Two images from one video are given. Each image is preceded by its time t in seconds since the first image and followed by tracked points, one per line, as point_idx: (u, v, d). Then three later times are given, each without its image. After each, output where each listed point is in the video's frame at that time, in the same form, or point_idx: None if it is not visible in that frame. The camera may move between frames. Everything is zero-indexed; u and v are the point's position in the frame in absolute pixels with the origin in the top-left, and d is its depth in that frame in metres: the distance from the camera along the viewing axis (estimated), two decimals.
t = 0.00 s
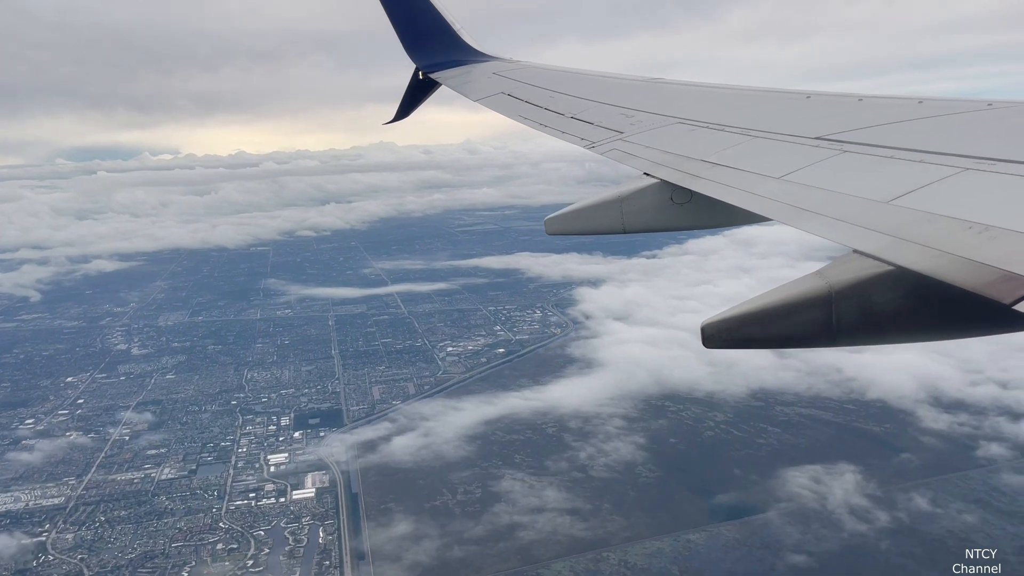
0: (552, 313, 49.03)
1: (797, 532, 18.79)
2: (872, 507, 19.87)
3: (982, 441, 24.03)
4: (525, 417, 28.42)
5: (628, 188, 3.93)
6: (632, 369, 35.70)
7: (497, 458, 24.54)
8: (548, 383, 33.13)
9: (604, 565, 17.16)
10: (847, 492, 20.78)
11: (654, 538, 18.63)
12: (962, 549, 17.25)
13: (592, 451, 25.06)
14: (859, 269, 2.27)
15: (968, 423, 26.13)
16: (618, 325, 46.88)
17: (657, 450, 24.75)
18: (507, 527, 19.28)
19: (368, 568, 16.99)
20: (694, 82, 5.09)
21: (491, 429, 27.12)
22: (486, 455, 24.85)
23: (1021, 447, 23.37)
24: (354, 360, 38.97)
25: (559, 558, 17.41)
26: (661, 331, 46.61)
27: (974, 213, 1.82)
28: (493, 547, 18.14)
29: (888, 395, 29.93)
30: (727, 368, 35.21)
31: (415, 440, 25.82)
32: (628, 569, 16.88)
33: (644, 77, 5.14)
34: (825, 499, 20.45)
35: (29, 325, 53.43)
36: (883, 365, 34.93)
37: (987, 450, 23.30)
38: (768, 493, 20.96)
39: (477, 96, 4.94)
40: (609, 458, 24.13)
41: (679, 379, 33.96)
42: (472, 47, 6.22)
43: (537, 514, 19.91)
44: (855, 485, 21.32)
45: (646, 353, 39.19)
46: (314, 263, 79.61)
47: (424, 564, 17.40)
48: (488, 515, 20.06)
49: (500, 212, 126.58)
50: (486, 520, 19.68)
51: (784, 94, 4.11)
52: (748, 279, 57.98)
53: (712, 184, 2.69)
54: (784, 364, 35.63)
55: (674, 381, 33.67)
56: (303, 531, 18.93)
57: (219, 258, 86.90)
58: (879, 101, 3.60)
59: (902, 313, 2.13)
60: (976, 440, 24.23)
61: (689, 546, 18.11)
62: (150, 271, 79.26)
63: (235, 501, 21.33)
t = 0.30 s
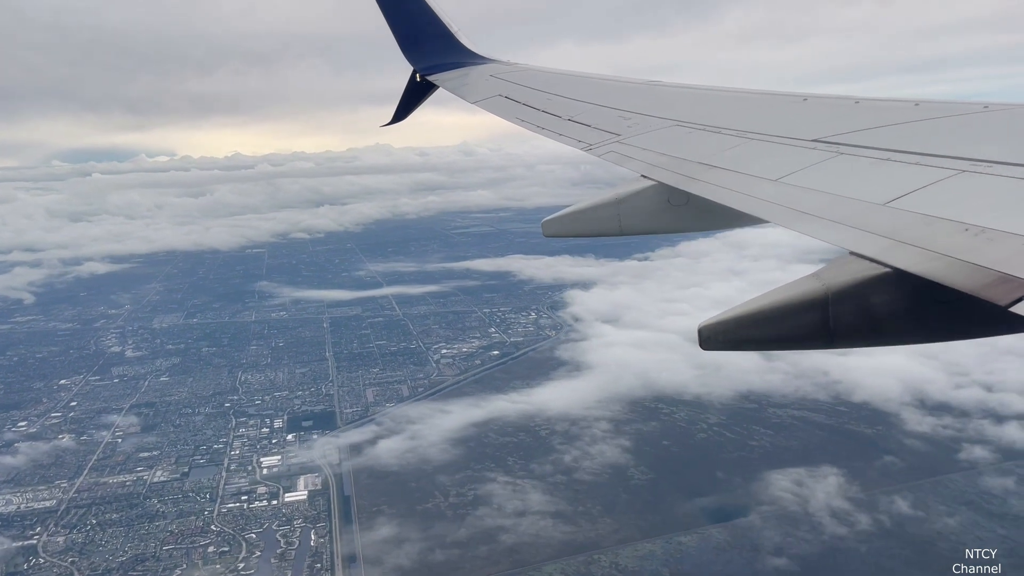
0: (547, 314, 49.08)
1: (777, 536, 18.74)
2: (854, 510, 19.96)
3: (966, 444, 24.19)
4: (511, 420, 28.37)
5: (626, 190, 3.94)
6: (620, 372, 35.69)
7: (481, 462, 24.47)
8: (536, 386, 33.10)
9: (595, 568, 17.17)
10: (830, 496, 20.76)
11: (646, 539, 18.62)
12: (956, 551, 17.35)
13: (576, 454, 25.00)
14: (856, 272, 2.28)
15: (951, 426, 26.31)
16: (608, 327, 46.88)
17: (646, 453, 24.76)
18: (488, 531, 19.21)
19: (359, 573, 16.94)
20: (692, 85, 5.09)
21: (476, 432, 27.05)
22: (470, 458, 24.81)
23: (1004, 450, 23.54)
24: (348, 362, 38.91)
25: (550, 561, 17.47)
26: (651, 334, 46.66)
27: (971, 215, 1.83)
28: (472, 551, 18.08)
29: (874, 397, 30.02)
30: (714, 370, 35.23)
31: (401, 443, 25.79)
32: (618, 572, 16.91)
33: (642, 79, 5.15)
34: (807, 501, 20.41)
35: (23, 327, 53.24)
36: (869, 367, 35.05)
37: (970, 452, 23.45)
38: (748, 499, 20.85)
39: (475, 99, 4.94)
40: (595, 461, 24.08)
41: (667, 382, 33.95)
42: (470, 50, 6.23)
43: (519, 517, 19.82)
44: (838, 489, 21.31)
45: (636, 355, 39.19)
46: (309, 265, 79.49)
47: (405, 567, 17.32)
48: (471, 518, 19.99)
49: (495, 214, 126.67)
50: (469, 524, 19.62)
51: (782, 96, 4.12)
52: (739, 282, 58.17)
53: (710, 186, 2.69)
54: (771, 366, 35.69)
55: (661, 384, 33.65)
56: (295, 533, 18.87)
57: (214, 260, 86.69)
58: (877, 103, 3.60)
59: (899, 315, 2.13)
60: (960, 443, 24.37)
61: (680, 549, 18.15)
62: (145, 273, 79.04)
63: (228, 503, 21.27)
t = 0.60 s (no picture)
0: (539, 316, 49.13)
1: (758, 539, 18.72)
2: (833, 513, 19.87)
3: (948, 446, 24.38)
4: (497, 422, 28.32)
5: (622, 193, 3.95)
6: (608, 374, 35.70)
7: (464, 464, 24.40)
8: (524, 388, 33.09)
9: (585, 569, 17.19)
10: (810, 498, 20.70)
11: (636, 541, 18.62)
12: (944, 553, 17.48)
13: (558, 457, 24.92)
14: (850, 274, 2.29)
15: (933, 428, 26.57)
16: (597, 330, 46.94)
17: (636, 455, 24.76)
18: (466, 534, 19.14)
19: None
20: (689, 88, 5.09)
21: (461, 434, 26.99)
22: (457, 459, 24.79)
23: (985, 452, 23.78)
24: (341, 364, 38.82)
25: (540, 563, 17.50)
26: (641, 335, 46.72)
27: (966, 218, 1.84)
28: (451, 554, 18.03)
29: (858, 399, 30.16)
30: (701, 373, 35.28)
31: (385, 446, 25.75)
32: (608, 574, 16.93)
33: (638, 82, 5.17)
34: (787, 503, 20.33)
35: (15, 329, 52.91)
36: (854, 370, 35.25)
37: (951, 455, 23.67)
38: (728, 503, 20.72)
39: (472, 100, 4.93)
40: (576, 463, 23.98)
41: (653, 384, 33.98)
42: (466, 51, 6.22)
43: (499, 521, 19.72)
44: (816, 491, 21.22)
45: (624, 358, 39.23)
46: (302, 266, 79.25)
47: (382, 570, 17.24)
48: (450, 522, 19.91)
49: (488, 215, 126.74)
50: (449, 527, 19.51)
51: (778, 99, 4.13)
52: (728, 285, 58.45)
53: (705, 189, 2.70)
54: (758, 369, 35.76)
55: (647, 386, 33.65)
56: (285, 536, 18.87)
57: (207, 262, 86.34)
58: (873, 106, 3.61)
59: (895, 318, 2.14)
60: (942, 445, 24.59)
61: (671, 551, 18.19)
62: (138, 275, 78.61)
63: (218, 506, 21.19)
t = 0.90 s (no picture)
0: (531, 318, 49.13)
1: (742, 542, 18.71)
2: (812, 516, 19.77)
3: (929, 449, 24.63)
4: (483, 424, 28.26)
5: (618, 195, 3.95)
6: (597, 376, 35.71)
7: (447, 467, 24.30)
8: (515, 391, 33.08)
9: (575, 571, 17.21)
10: (789, 500, 20.64)
11: (626, 542, 18.66)
12: (933, 555, 17.56)
13: (543, 460, 24.88)
14: (846, 275, 2.30)
15: (915, 430, 26.76)
16: (586, 332, 46.96)
17: (629, 456, 24.78)
18: (449, 537, 19.06)
19: None
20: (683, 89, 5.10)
21: (446, 436, 26.92)
22: (444, 462, 24.73)
23: (966, 454, 23.95)
24: (334, 366, 38.73)
25: (530, 565, 17.53)
26: (630, 337, 46.79)
27: (960, 219, 1.85)
28: (431, 557, 17.91)
29: (842, 401, 30.26)
30: (691, 375, 35.35)
31: (371, 449, 25.72)
32: None
33: (633, 83, 5.17)
34: (769, 507, 20.35)
35: (7, 331, 52.59)
36: (841, 372, 35.40)
37: (932, 458, 23.82)
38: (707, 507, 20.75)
39: (467, 102, 4.93)
40: (562, 466, 23.97)
41: (640, 387, 33.99)
42: (462, 52, 6.23)
43: (482, 525, 19.70)
44: (798, 492, 21.18)
45: (613, 360, 39.25)
46: (297, 268, 79.05)
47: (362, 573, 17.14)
48: (434, 525, 19.85)
49: (482, 217, 126.75)
50: (431, 530, 19.45)
51: (773, 101, 4.15)
52: (717, 287, 58.61)
53: (700, 189, 2.71)
54: (746, 371, 35.87)
55: (633, 388, 33.65)
56: (275, 538, 18.85)
57: (201, 264, 86.00)
58: (868, 108, 3.63)
59: (890, 319, 2.15)
60: (923, 448, 24.75)
61: (660, 552, 18.22)
62: (132, 276, 78.27)
63: (209, 508, 21.10)
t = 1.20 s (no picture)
0: (524, 320, 49.13)
1: (720, 545, 18.71)
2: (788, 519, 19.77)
3: (911, 451, 24.78)
4: (468, 427, 28.21)
5: (614, 196, 3.95)
6: (585, 379, 35.73)
7: (430, 470, 24.23)
8: (505, 393, 33.07)
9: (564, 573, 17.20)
10: (770, 503, 20.68)
11: (616, 544, 18.67)
12: (922, 556, 17.59)
13: (526, 462, 24.84)
14: (841, 278, 2.30)
15: (898, 432, 26.88)
16: (574, 334, 46.99)
17: (621, 458, 24.80)
18: (428, 541, 19.02)
19: None
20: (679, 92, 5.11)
21: (432, 439, 26.86)
22: (434, 463, 24.71)
23: (947, 456, 24.08)
24: (327, 368, 38.65)
25: (521, 567, 17.52)
26: (619, 339, 46.82)
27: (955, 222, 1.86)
28: (412, 561, 17.86)
29: (826, 404, 30.38)
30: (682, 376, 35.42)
31: (355, 452, 25.64)
32: None
33: (628, 86, 5.18)
34: (749, 510, 20.38)
35: None
36: (831, 374, 35.56)
37: (914, 460, 23.94)
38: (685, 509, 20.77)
39: (463, 104, 4.94)
40: (544, 468, 23.94)
41: (626, 389, 34.02)
42: (457, 54, 6.24)
43: (464, 528, 19.68)
44: (777, 496, 21.23)
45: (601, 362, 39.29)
46: (290, 270, 78.83)
47: None
48: (415, 528, 19.81)
49: (476, 218, 126.71)
50: (411, 534, 19.41)
51: (768, 103, 4.16)
52: (707, 289, 58.78)
53: (696, 191, 2.72)
54: (731, 373, 35.96)
55: (619, 391, 33.68)
56: (266, 541, 18.80)
57: (193, 266, 85.64)
58: (863, 110, 3.65)
59: (885, 322, 2.15)
60: (905, 450, 24.89)
61: (650, 554, 18.20)
62: (125, 278, 77.90)
63: (199, 510, 21.01)
